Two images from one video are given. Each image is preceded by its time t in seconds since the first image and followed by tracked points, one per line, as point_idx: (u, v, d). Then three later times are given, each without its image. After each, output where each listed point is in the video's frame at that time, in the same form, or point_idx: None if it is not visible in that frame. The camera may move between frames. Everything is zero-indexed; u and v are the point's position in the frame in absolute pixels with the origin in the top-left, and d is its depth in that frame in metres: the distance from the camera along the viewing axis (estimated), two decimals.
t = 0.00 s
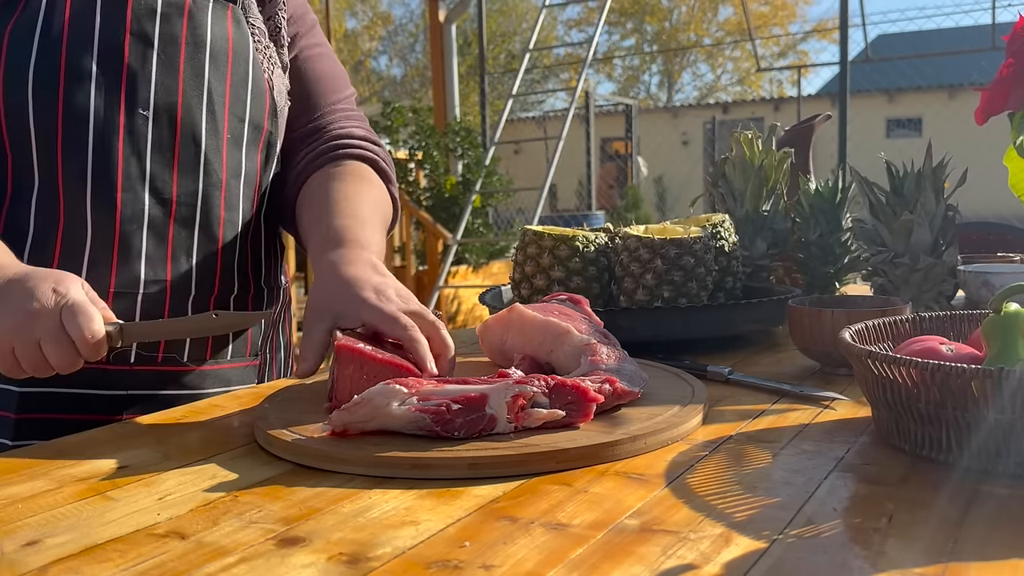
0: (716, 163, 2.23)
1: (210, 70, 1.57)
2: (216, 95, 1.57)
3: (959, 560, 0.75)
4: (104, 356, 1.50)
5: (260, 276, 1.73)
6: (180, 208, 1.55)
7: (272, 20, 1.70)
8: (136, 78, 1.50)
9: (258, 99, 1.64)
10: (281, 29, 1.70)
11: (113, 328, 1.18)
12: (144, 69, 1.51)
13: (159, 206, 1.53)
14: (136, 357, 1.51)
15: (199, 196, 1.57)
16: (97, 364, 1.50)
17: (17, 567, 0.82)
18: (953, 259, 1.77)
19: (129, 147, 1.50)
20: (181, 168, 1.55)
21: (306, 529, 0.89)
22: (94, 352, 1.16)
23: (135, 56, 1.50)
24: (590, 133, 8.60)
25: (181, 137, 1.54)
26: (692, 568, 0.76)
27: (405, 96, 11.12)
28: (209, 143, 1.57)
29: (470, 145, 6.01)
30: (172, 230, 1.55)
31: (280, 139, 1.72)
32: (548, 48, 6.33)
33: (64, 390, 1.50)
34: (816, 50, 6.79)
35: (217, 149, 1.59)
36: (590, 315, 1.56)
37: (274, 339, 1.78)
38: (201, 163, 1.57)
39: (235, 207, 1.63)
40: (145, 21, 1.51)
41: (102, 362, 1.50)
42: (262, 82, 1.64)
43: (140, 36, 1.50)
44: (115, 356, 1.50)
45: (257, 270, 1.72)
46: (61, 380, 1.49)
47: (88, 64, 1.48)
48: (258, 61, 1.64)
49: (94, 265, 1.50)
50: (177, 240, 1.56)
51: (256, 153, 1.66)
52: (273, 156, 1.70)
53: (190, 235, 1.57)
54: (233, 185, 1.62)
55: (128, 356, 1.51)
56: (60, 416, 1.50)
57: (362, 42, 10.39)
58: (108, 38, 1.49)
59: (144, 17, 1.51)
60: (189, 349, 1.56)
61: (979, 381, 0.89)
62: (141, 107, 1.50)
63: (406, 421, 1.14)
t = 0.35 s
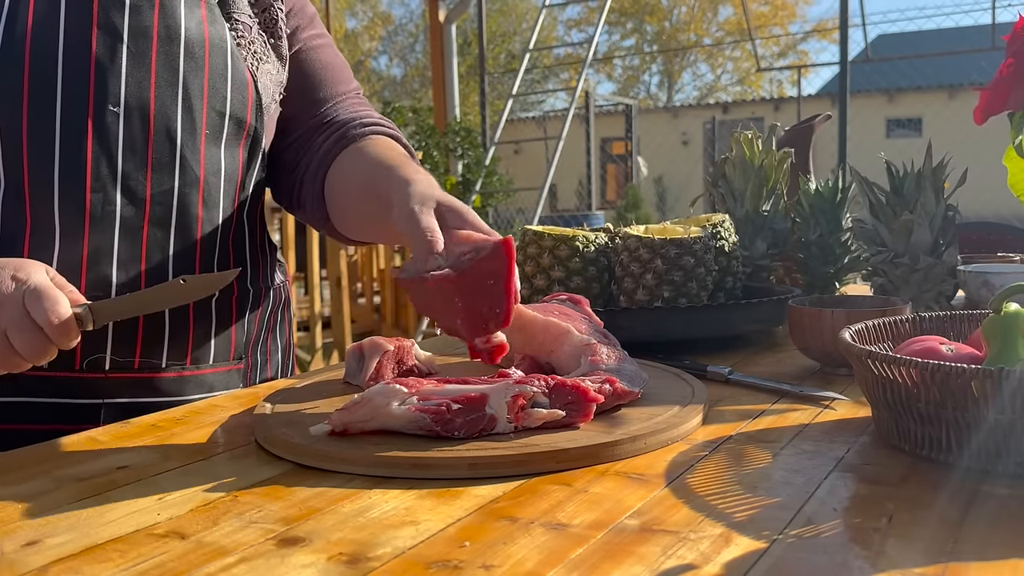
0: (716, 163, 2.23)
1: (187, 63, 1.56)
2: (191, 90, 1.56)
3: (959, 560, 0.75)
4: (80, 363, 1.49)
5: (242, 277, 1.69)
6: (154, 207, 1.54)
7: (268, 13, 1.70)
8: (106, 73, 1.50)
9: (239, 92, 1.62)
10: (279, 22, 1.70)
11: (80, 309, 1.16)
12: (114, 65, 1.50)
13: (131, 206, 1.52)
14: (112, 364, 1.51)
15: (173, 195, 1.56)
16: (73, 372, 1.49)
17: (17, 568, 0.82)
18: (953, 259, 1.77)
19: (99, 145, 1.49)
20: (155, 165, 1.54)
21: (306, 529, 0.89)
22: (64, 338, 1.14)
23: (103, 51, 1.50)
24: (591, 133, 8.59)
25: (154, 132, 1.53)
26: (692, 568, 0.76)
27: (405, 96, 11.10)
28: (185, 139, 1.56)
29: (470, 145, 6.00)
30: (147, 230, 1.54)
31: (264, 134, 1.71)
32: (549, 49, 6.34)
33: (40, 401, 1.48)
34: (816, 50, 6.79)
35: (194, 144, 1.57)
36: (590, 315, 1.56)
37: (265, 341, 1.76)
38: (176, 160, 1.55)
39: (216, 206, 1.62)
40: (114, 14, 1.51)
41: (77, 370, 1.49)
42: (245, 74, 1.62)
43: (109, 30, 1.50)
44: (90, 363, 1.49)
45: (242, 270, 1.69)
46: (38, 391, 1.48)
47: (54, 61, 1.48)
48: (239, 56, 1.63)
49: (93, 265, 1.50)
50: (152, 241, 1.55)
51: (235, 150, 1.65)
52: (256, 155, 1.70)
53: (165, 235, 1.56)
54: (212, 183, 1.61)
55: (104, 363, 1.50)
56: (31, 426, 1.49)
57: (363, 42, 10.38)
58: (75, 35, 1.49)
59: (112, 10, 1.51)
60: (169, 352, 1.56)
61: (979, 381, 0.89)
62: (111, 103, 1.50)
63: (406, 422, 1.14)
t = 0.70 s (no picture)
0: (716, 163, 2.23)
1: (189, 65, 1.56)
2: (192, 92, 1.57)
3: (959, 560, 0.75)
4: (76, 367, 1.49)
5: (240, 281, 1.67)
6: (152, 210, 1.55)
7: (248, 10, 1.66)
8: (107, 75, 1.50)
9: (239, 94, 1.62)
10: (258, 18, 1.66)
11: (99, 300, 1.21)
12: (115, 67, 1.51)
13: (128, 210, 1.53)
14: (109, 369, 1.51)
15: (173, 198, 1.56)
16: (70, 377, 1.49)
17: (17, 568, 0.82)
18: (953, 260, 1.77)
19: (98, 147, 1.50)
20: (154, 168, 1.54)
21: (306, 529, 0.89)
22: (86, 328, 1.19)
23: (105, 52, 1.50)
24: (591, 133, 8.59)
25: (154, 134, 1.53)
26: (692, 568, 0.76)
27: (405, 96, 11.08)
28: (184, 143, 1.56)
29: (470, 145, 6.00)
30: (144, 233, 1.54)
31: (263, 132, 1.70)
32: (548, 49, 6.34)
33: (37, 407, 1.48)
34: (815, 50, 6.79)
35: (193, 148, 1.58)
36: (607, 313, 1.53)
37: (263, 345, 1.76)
38: (177, 162, 1.55)
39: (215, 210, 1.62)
40: (117, 16, 1.52)
41: (73, 374, 1.49)
42: (245, 80, 1.63)
43: (110, 31, 1.51)
44: (88, 367, 1.50)
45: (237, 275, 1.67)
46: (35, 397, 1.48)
47: (54, 61, 1.48)
48: (242, 57, 1.63)
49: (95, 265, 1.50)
50: (149, 245, 1.55)
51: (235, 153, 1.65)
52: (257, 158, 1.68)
53: (163, 239, 1.56)
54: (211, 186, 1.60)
55: (102, 367, 1.51)
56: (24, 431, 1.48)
57: (363, 43, 10.39)
58: (78, 36, 1.49)
59: (114, 12, 1.51)
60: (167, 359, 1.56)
61: (979, 381, 0.89)
62: (112, 105, 1.50)
63: (407, 421, 1.14)
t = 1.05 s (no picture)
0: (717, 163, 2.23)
1: (185, 71, 1.56)
2: (189, 97, 1.56)
3: (959, 560, 0.75)
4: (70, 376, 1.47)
5: (236, 285, 1.71)
6: (150, 216, 1.54)
7: (267, 24, 1.74)
8: (105, 79, 1.49)
9: (235, 99, 1.63)
10: (277, 33, 1.75)
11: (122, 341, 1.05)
12: (112, 72, 1.49)
13: (126, 214, 1.51)
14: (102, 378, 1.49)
15: (169, 204, 1.56)
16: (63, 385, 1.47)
17: (17, 568, 0.82)
18: (953, 259, 1.77)
19: (96, 152, 1.48)
20: (152, 173, 1.53)
21: (306, 529, 0.89)
22: (108, 371, 1.03)
23: (102, 56, 1.49)
24: (591, 133, 8.59)
25: (152, 139, 1.52)
26: (692, 568, 0.76)
27: (405, 96, 11.08)
28: (182, 148, 1.56)
29: (470, 145, 6.00)
30: (142, 238, 1.54)
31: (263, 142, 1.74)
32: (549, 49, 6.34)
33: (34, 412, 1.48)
34: (816, 50, 6.78)
35: (190, 152, 1.57)
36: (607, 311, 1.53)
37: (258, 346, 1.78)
38: (174, 167, 1.55)
39: (212, 214, 1.63)
40: (113, 20, 1.49)
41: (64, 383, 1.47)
42: (239, 83, 1.64)
43: (107, 35, 1.49)
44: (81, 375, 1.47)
45: (234, 275, 1.71)
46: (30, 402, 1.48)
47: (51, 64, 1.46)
48: (235, 65, 1.65)
49: (94, 267, 1.50)
50: (146, 250, 1.54)
51: (232, 157, 1.65)
52: (254, 161, 1.71)
53: (161, 246, 1.56)
54: (207, 191, 1.62)
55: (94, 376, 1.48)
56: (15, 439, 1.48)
57: (363, 42, 10.40)
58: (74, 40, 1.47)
59: (111, 15, 1.49)
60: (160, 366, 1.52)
61: (979, 381, 0.89)
62: (109, 111, 1.49)
63: (408, 420, 1.14)
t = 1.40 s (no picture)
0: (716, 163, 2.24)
1: (213, 78, 1.56)
2: (217, 104, 1.56)
3: (959, 560, 0.75)
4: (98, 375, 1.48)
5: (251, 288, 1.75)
6: (178, 220, 1.54)
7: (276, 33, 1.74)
8: (139, 83, 1.47)
9: (258, 105, 1.64)
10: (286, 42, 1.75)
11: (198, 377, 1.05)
12: (147, 77, 1.48)
13: (157, 217, 1.51)
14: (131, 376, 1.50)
15: (197, 209, 1.56)
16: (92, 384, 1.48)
17: (17, 568, 0.82)
18: (953, 259, 1.76)
19: (130, 157, 1.47)
20: (182, 178, 1.53)
21: (306, 529, 0.89)
22: (179, 406, 1.02)
23: (137, 61, 1.47)
24: (590, 133, 8.59)
25: (182, 145, 1.52)
26: (693, 568, 0.76)
27: (405, 96, 11.08)
28: (209, 154, 1.57)
29: (470, 145, 6.00)
30: (169, 241, 1.54)
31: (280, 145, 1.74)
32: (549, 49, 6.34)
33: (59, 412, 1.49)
34: (816, 50, 6.78)
35: (217, 158, 1.58)
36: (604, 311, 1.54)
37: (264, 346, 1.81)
38: (201, 171, 1.56)
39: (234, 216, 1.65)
40: (151, 25, 1.48)
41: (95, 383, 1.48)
42: (261, 89, 1.65)
43: (143, 39, 1.47)
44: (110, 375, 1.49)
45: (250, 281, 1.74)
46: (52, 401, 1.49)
47: (87, 67, 1.44)
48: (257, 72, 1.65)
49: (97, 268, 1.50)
50: (174, 252, 1.55)
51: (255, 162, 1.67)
52: (272, 164, 1.73)
53: (186, 248, 1.57)
54: (232, 194, 1.63)
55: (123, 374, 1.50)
56: (9, 437, 1.47)
57: (363, 42, 10.41)
58: (111, 42, 1.45)
59: (147, 19, 1.48)
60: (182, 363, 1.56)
61: (979, 381, 0.89)
62: (144, 116, 1.48)
63: (409, 421, 1.14)
